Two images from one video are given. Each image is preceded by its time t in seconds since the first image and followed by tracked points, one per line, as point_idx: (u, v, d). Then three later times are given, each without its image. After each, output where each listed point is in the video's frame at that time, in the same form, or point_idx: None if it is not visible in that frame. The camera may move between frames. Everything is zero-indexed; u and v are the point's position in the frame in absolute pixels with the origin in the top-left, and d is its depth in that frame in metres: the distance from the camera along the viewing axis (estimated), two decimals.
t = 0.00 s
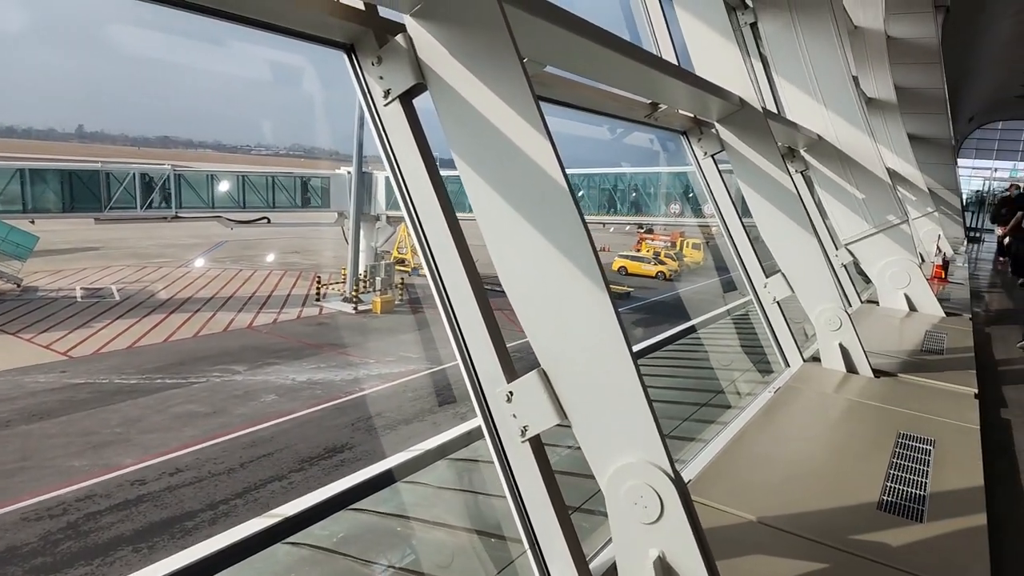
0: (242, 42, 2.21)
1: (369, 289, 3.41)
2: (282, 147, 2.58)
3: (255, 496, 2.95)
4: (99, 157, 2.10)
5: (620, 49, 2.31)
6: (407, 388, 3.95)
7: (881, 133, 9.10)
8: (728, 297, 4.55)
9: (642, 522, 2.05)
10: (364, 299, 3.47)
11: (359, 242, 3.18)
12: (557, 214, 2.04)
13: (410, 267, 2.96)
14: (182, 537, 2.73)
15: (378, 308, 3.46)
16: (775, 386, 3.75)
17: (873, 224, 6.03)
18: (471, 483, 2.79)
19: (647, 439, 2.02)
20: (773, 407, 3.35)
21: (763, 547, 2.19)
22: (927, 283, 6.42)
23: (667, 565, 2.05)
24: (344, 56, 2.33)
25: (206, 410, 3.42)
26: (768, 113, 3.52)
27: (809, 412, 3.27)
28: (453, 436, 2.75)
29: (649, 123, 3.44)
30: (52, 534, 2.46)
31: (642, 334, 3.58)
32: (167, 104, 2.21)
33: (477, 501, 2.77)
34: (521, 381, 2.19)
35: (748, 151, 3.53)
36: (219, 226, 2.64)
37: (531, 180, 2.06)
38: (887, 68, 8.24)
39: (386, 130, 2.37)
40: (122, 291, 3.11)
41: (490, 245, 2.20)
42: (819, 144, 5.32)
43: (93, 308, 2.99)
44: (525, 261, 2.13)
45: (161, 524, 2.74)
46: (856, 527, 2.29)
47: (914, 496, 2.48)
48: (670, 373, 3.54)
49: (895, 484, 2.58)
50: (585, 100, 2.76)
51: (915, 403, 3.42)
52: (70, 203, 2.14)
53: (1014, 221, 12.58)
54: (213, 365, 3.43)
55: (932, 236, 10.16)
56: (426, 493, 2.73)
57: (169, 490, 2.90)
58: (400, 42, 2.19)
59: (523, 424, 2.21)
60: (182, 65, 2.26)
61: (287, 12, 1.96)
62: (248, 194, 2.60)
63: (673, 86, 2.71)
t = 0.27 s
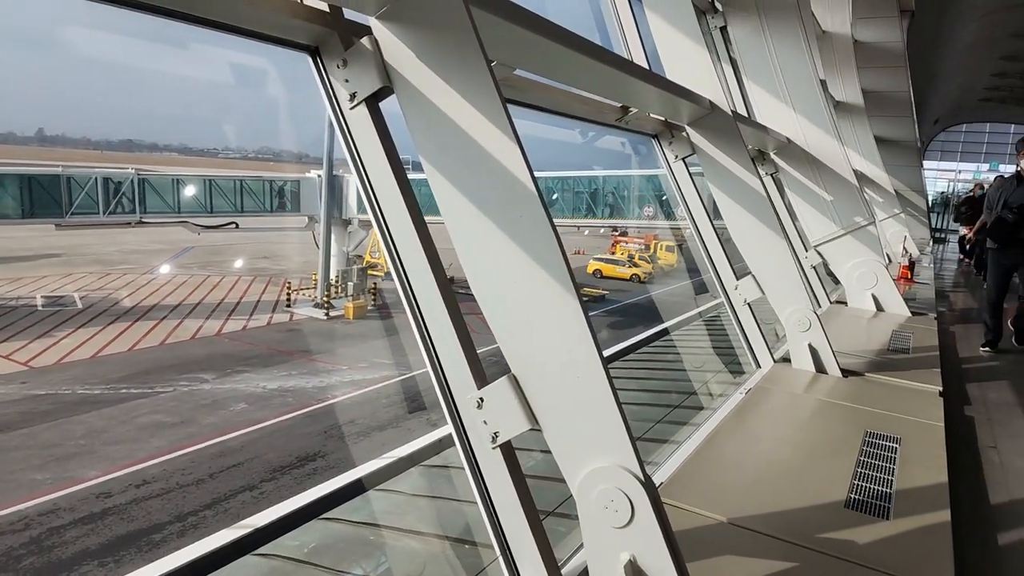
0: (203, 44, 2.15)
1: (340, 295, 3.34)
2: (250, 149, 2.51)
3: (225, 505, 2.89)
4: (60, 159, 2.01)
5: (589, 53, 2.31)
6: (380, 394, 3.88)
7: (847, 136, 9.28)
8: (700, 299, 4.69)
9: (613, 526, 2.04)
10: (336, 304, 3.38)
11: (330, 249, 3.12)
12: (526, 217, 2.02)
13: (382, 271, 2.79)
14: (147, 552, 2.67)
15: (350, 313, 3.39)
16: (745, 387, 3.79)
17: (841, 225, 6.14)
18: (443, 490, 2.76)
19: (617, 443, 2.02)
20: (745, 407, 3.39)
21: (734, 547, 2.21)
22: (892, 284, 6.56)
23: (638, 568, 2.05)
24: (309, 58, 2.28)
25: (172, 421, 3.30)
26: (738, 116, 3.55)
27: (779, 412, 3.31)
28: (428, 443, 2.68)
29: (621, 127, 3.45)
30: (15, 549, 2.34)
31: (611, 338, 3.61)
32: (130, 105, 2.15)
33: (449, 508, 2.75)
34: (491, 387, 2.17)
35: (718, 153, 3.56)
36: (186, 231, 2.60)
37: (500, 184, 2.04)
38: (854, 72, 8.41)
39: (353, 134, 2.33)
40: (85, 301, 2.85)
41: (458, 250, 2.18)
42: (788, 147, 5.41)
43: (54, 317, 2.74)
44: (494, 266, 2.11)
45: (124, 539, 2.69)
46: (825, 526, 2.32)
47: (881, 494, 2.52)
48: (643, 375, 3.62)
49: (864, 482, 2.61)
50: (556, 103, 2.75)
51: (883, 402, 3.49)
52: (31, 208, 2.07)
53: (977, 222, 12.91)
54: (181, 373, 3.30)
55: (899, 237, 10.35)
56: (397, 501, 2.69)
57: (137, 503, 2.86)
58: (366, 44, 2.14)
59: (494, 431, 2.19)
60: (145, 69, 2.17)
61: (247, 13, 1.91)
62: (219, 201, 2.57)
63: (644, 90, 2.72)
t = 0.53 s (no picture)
0: (170, 40, 2.11)
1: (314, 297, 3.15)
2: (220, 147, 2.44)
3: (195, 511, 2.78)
4: (23, 158, 1.88)
5: (561, 53, 2.30)
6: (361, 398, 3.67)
7: (820, 138, 9.42)
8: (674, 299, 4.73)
9: (584, 527, 2.04)
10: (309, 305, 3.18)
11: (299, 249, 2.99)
12: (495, 217, 2.01)
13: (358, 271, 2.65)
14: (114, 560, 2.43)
15: (325, 314, 3.18)
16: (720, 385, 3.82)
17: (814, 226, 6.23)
18: (416, 493, 2.74)
19: (588, 444, 2.01)
20: (718, 407, 3.41)
21: (705, 547, 2.22)
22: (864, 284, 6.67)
23: (609, 568, 2.05)
24: (277, 55, 2.29)
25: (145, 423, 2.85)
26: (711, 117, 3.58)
27: (752, 411, 3.34)
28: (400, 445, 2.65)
29: (596, 127, 3.46)
30: None
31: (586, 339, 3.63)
32: (99, 106, 2.02)
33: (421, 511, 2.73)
34: (462, 389, 2.16)
35: (693, 154, 3.58)
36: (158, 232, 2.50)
37: (471, 184, 2.03)
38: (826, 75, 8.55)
39: (323, 133, 2.30)
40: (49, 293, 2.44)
41: (430, 251, 2.16)
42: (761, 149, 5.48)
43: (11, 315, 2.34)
44: (465, 267, 2.10)
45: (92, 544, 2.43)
46: (796, 523, 2.34)
47: (850, 491, 2.55)
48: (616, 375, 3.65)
49: (833, 479, 2.65)
50: (529, 103, 2.73)
51: (853, 400, 3.54)
52: None
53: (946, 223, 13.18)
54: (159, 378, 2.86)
55: (870, 238, 10.54)
56: (369, 506, 2.66)
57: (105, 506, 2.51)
58: (335, 42, 2.12)
59: (465, 433, 2.18)
60: (113, 68, 2.03)
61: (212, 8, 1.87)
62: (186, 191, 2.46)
63: (617, 91, 2.72)
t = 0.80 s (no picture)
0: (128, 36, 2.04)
1: (284, 298, 3.06)
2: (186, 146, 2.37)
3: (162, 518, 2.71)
4: None
5: (528, 52, 2.29)
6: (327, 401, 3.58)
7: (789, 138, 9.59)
8: (644, 298, 4.76)
9: (553, 527, 2.04)
10: (278, 306, 3.09)
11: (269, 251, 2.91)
12: (462, 216, 2.00)
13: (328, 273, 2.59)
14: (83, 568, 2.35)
15: (294, 315, 3.09)
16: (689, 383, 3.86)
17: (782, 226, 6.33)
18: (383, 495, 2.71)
19: (556, 444, 2.02)
20: (688, 404, 3.45)
21: (672, 544, 2.24)
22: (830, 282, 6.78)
23: (578, 567, 2.05)
24: (239, 51, 2.26)
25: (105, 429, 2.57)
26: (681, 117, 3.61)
27: (721, 408, 3.39)
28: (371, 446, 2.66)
29: (566, 127, 3.46)
30: None
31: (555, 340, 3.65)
32: (57, 103, 1.93)
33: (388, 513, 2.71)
34: (430, 391, 2.15)
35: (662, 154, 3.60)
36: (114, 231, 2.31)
37: (438, 184, 2.02)
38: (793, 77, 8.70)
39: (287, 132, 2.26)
40: None
41: (397, 251, 2.14)
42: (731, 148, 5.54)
43: None
44: (432, 267, 2.08)
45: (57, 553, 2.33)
46: (762, 519, 2.38)
47: (815, 486, 2.60)
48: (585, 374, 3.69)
49: (799, 475, 2.69)
50: (497, 102, 2.72)
51: (820, 396, 3.61)
52: None
53: (910, 221, 13.52)
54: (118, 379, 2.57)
55: (836, 236, 10.86)
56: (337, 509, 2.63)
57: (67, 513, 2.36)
58: (298, 39, 2.07)
59: (433, 435, 2.17)
60: (74, 65, 1.96)
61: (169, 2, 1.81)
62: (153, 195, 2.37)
63: (587, 90, 2.72)
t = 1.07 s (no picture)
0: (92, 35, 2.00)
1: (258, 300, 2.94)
2: (154, 143, 2.33)
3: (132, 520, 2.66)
4: None
5: (500, 54, 2.30)
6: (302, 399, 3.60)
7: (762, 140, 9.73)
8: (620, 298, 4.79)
9: (526, 528, 2.04)
10: (251, 308, 2.97)
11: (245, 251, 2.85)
12: (435, 216, 2.00)
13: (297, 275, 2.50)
14: None
15: (267, 316, 2.98)
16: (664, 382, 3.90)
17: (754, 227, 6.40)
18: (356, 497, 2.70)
19: (528, 444, 2.03)
20: (662, 403, 3.49)
21: (643, 543, 2.26)
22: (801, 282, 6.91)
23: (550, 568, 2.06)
24: (207, 50, 2.23)
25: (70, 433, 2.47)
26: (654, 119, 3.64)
27: (695, 407, 3.43)
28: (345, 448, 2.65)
29: (541, 128, 3.47)
30: None
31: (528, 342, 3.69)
32: (21, 102, 1.89)
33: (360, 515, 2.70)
34: (403, 393, 2.14)
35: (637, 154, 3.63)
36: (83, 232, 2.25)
37: (409, 184, 2.01)
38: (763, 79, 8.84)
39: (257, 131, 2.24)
40: None
41: (368, 251, 2.13)
42: (703, 149, 5.62)
43: None
44: (403, 268, 2.08)
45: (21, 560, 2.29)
46: (733, 517, 2.41)
47: (784, 484, 2.64)
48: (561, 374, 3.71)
49: (769, 473, 2.73)
50: (471, 102, 2.72)
51: (791, 395, 3.67)
52: None
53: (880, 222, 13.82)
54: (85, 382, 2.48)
55: (807, 237, 11.09)
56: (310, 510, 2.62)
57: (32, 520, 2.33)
58: (268, 38, 2.05)
59: (406, 437, 2.17)
60: (39, 62, 1.91)
61: None
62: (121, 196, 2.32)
63: (560, 91, 2.73)
